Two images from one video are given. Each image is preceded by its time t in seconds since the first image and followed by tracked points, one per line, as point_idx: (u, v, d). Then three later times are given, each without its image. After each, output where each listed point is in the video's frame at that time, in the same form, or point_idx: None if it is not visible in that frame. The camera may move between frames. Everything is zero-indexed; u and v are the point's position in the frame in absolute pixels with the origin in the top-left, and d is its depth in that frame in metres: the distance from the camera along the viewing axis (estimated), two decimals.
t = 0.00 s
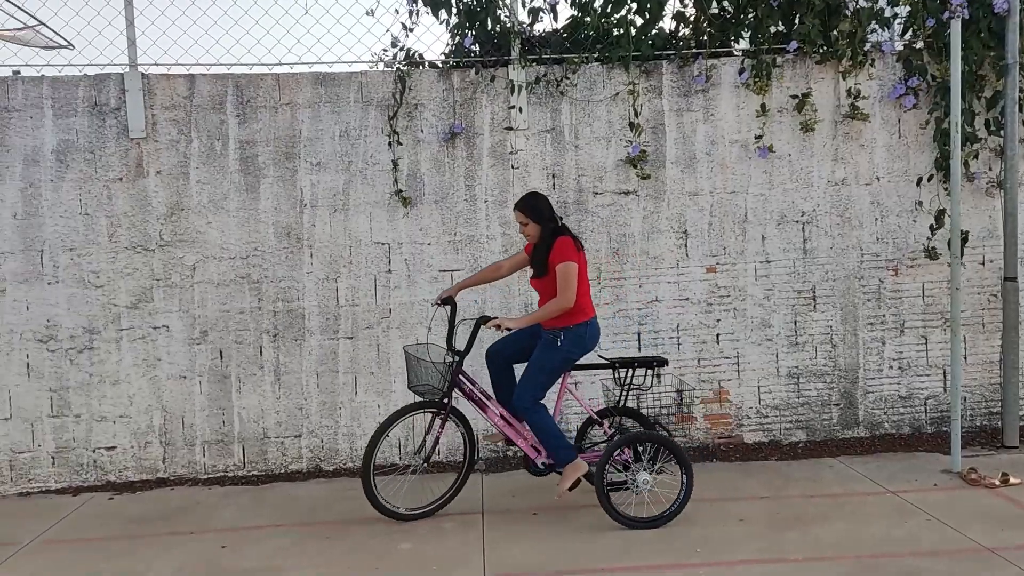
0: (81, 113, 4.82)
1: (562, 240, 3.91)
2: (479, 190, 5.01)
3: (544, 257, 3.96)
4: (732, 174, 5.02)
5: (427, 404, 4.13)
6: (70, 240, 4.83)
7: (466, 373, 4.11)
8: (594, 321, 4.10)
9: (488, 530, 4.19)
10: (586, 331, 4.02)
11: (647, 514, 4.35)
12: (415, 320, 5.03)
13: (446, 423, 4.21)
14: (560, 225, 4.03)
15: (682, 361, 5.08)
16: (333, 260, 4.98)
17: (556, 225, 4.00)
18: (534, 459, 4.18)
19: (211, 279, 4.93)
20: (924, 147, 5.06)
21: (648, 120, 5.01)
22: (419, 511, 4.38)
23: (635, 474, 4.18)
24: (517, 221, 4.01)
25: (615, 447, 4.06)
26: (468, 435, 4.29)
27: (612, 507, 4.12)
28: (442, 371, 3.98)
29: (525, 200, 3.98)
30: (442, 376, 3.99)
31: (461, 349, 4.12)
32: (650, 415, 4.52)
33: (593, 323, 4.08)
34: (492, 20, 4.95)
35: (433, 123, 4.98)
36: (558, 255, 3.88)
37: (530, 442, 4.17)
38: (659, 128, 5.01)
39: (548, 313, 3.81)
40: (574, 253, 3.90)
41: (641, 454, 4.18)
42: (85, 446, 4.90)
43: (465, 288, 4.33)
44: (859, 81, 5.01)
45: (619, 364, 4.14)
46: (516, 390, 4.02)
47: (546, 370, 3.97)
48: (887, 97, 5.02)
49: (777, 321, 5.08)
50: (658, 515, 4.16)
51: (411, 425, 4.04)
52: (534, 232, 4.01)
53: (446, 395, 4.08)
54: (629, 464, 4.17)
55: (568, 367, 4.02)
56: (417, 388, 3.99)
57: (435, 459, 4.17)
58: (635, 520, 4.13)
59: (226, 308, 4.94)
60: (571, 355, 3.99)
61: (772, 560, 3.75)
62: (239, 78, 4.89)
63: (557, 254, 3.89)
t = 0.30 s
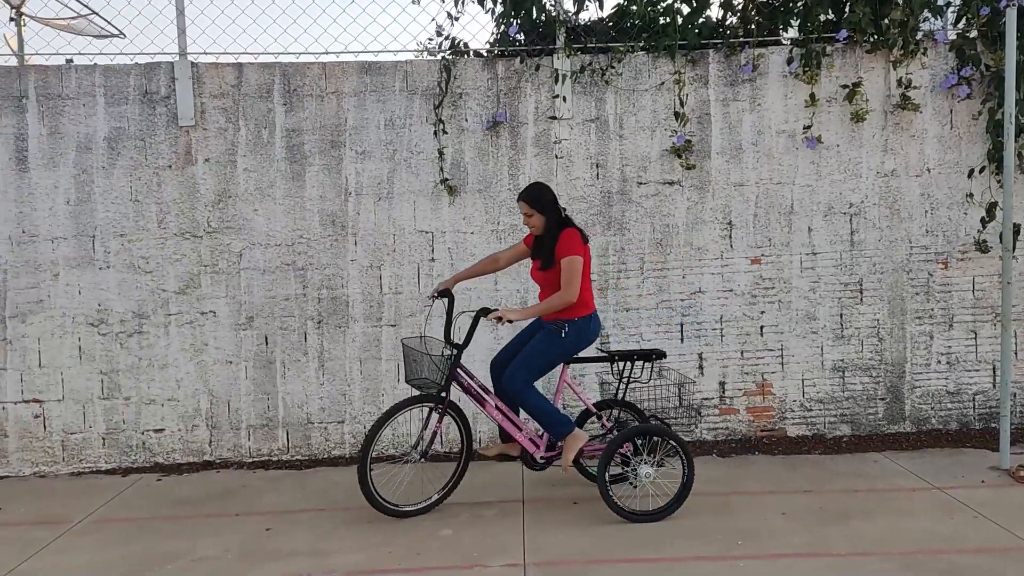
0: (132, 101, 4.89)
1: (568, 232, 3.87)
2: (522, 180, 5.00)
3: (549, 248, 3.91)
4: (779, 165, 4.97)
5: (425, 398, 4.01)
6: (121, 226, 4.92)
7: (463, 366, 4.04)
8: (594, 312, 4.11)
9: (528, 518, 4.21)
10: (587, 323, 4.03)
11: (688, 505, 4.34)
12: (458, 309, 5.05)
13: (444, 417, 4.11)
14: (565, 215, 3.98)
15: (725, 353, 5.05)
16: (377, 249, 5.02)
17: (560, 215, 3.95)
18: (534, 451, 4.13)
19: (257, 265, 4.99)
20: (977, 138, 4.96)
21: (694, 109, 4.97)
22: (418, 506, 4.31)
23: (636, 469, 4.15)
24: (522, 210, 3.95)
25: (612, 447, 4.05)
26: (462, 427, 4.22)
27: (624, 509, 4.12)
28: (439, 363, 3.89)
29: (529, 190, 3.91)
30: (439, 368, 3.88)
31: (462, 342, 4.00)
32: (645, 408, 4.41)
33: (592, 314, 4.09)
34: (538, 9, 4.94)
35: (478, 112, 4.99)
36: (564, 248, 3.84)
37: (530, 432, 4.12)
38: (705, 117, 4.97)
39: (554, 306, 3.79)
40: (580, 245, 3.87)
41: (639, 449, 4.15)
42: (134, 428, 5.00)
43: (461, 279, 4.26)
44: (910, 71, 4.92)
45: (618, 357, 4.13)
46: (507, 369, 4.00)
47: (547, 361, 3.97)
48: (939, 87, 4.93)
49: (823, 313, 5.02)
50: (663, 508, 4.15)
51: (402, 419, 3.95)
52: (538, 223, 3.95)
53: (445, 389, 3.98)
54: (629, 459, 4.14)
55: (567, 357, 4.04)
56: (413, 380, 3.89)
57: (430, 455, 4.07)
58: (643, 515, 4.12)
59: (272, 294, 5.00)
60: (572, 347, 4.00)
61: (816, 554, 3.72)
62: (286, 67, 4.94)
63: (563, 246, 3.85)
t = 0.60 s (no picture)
0: (179, 82, 4.96)
1: (567, 217, 3.84)
2: (563, 161, 4.99)
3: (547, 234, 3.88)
4: (825, 147, 4.89)
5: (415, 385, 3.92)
6: (167, 205, 5.00)
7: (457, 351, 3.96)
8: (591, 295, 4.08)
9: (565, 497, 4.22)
10: (584, 305, 4.00)
11: (726, 490, 4.32)
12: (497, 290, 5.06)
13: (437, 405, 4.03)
14: (562, 199, 3.95)
15: (766, 337, 5.01)
16: (418, 229, 5.05)
17: (558, 200, 3.92)
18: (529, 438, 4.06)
19: (300, 245, 5.04)
20: None
21: (738, 90, 4.90)
22: (421, 492, 4.23)
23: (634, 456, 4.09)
24: (518, 195, 3.91)
25: (609, 438, 4.01)
26: (455, 414, 4.15)
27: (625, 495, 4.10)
28: (427, 346, 3.77)
29: (526, 174, 3.86)
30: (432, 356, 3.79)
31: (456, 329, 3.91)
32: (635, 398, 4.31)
33: (589, 297, 4.06)
34: None
35: (519, 93, 4.97)
36: (562, 233, 3.81)
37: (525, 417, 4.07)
38: (749, 99, 4.91)
39: (552, 291, 3.75)
40: (578, 230, 3.84)
41: (632, 436, 4.08)
42: (179, 403, 5.10)
43: (454, 264, 4.19)
44: (962, 52, 4.81)
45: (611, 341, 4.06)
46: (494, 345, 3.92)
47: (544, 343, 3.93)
48: (992, 68, 4.81)
49: (867, 299, 4.95)
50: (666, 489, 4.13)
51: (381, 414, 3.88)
52: (535, 208, 3.91)
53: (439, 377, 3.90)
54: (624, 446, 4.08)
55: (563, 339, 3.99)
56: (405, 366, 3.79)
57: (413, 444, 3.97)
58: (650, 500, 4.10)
59: (314, 274, 5.06)
60: (569, 329, 3.96)
61: (858, 541, 3.68)
62: (329, 48, 4.97)
63: (561, 231, 3.82)
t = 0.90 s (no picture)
0: (239, 62, 5.03)
1: (577, 200, 3.77)
2: (617, 142, 4.96)
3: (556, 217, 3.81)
4: (887, 129, 4.79)
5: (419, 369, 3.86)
6: (226, 183, 5.09)
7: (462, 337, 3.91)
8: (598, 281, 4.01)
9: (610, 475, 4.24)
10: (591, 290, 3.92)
11: (777, 474, 4.29)
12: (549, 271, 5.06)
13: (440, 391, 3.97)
14: (572, 183, 3.89)
15: (822, 322, 4.94)
16: (470, 209, 5.06)
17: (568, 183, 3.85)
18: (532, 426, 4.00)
19: (355, 224, 5.10)
20: None
21: (798, 70, 4.82)
22: (436, 473, 4.12)
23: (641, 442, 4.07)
24: (528, 176, 3.83)
25: (615, 425, 3.95)
26: (457, 399, 4.08)
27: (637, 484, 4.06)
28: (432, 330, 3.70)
29: (537, 155, 3.79)
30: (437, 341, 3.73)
31: (460, 313, 3.86)
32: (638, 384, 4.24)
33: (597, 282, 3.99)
34: None
35: (574, 73, 4.95)
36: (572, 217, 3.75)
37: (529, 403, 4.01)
38: (809, 79, 4.82)
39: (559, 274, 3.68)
40: (588, 213, 3.77)
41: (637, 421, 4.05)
42: (237, 377, 5.21)
43: (459, 247, 4.13)
44: None
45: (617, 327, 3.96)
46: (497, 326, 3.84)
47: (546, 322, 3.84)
48: None
49: (928, 284, 4.85)
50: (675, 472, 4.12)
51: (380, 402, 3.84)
52: (544, 190, 3.84)
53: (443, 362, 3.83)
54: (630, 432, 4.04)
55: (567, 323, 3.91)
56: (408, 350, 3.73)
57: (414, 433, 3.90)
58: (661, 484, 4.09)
59: (369, 253, 5.11)
60: (574, 313, 3.88)
61: (913, 528, 3.63)
62: (385, 28, 4.99)
63: (571, 215, 3.75)
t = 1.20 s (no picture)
0: (313, 45, 5.09)
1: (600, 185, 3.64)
2: (689, 125, 4.90)
3: (578, 202, 3.67)
4: (972, 112, 4.65)
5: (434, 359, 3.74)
6: (300, 165, 5.16)
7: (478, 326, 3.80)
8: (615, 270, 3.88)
9: (660, 461, 4.18)
10: (609, 280, 3.79)
11: (848, 465, 4.21)
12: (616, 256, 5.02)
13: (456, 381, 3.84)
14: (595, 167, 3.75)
15: (898, 311, 4.83)
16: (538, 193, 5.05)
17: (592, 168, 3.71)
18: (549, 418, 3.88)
19: (424, 207, 5.13)
20: None
21: (879, 51, 4.70)
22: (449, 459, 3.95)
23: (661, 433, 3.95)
24: (550, 158, 3.68)
25: (634, 418, 3.84)
26: (473, 391, 3.94)
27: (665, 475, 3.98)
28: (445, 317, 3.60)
29: (561, 137, 3.63)
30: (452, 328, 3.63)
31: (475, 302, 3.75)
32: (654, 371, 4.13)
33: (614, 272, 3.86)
34: None
35: (647, 55, 4.89)
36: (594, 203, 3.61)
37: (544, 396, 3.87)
38: (890, 60, 4.69)
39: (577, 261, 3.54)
40: (610, 200, 3.64)
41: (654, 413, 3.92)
42: (308, 357, 5.30)
43: (476, 233, 4.00)
44: None
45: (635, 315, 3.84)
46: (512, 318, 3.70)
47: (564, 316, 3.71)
48: None
49: (1011, 273, 4.71)
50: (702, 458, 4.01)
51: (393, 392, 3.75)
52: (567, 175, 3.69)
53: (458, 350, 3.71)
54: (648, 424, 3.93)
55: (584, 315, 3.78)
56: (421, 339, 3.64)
57: (428, 423, 3.81)
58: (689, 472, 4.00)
59: (438, 236, 5.14)
60: (593, 304, 3.75)
61: (990, 523, 3.54)
62: (458, 11, 5.01)
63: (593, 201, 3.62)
